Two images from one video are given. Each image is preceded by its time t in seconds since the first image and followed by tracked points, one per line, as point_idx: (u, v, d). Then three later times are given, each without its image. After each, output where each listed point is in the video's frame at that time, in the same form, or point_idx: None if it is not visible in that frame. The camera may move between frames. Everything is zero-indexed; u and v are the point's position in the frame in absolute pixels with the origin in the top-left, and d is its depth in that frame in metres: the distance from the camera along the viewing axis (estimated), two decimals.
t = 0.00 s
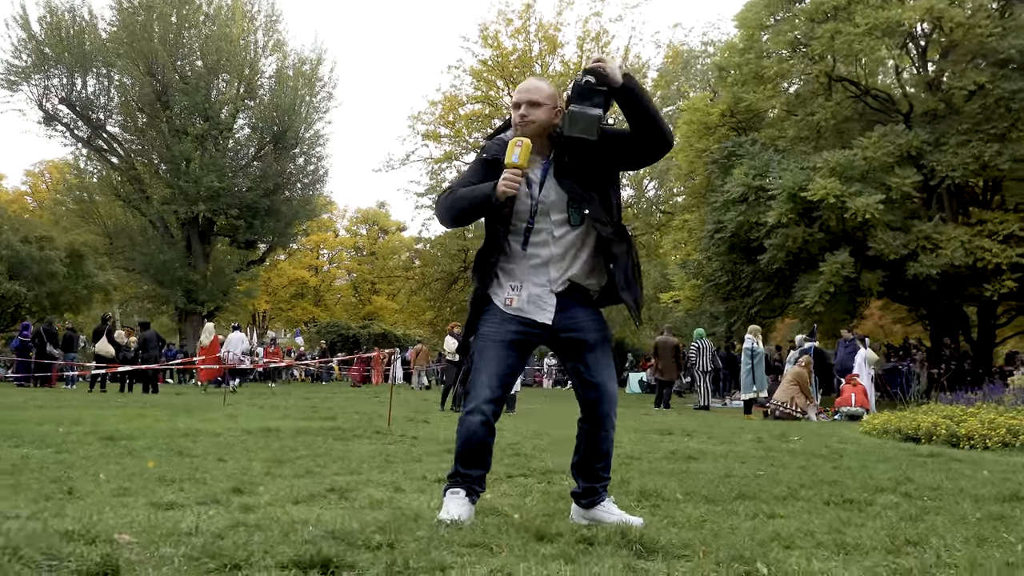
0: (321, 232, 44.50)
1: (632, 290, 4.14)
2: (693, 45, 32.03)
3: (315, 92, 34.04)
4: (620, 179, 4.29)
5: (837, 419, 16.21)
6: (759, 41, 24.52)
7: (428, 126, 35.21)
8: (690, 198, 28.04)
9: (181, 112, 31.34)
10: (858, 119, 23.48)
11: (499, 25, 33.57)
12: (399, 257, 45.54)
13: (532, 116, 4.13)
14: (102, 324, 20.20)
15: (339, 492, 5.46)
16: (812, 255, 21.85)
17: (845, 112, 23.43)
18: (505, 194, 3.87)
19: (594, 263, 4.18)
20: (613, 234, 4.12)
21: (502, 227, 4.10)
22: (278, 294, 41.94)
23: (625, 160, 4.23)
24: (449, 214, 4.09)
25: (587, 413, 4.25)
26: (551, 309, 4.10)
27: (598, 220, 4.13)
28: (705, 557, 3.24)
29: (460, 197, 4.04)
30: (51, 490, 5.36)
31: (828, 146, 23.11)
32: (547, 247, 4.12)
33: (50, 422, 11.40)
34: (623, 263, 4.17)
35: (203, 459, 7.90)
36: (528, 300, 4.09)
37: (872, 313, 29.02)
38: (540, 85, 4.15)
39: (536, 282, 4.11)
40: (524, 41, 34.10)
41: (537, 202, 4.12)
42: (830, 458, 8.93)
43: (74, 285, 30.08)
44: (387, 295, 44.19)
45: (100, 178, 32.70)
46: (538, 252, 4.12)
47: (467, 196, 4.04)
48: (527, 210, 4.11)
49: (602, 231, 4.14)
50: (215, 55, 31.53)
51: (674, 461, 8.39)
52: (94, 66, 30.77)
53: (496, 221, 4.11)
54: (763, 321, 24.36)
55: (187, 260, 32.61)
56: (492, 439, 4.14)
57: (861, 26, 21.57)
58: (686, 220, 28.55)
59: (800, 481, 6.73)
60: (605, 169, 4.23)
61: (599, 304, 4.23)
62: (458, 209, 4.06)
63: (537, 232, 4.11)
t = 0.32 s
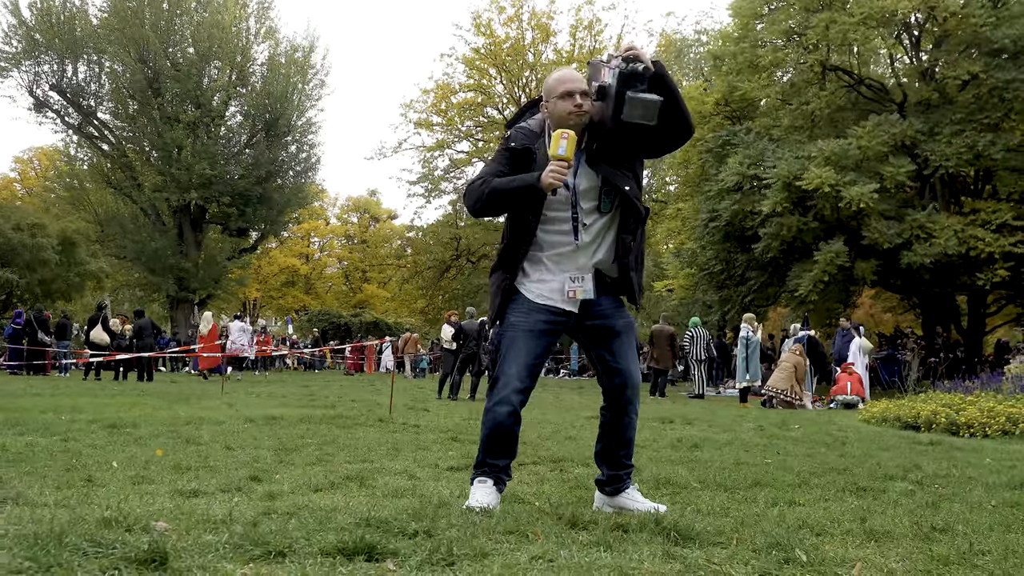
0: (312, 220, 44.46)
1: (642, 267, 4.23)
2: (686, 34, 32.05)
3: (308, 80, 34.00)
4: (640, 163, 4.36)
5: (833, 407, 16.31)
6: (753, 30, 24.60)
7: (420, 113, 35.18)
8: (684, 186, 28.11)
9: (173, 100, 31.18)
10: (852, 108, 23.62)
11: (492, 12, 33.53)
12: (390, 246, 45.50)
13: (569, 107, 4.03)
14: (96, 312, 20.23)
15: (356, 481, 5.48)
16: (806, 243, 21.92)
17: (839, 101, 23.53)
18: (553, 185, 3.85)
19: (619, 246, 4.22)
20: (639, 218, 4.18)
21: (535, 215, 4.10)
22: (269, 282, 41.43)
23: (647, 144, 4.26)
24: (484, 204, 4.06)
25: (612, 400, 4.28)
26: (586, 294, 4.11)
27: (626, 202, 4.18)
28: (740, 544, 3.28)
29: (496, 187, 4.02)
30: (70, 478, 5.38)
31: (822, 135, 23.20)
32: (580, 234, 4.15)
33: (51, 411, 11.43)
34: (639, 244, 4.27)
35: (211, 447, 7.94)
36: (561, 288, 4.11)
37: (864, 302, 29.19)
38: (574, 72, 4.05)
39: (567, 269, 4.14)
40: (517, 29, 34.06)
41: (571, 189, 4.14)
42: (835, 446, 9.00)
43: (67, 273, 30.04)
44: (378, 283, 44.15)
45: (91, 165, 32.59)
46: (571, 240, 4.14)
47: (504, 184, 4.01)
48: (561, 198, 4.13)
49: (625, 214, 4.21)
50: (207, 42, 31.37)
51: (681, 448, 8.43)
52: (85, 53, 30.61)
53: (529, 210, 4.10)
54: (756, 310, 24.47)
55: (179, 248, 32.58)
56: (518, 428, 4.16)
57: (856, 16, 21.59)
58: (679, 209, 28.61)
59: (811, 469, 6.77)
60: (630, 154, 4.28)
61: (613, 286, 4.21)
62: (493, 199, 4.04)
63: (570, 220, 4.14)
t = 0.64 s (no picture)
0: (298, 210, 44.35)
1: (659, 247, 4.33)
2: (674, 26, 32.06)
3: (295, 70, 33.86)
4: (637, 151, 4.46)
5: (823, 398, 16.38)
6: (742, 22, 24.69)
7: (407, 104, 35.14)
8: (672, 178, 28.17)
9: (159, 88, 30.99)
10: (840, 102, 23.74)
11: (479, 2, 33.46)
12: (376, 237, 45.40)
13: (606, 95, 4.04)
14: (84, 303, 20.14)
15: (365, 472, 5.47)
16: (796, 236, 21.97)
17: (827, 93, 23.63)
18: (610, 170, 3.82)
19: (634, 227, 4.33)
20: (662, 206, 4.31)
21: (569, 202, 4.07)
22: (253, 273, 41.89)
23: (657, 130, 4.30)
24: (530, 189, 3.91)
25: (623, 390, 4.29)
26: (606, 281, 4.18)
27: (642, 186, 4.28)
28: (768, 534, 3.30)
29: (546, 172, 3.87)
30: (77, 469, 5.35)
31: (811, 127, 23.29)
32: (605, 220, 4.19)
33: (44, 402, 11.37)
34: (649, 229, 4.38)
35: (210, 438, 7.92)
36: (588, 274, 4.14)
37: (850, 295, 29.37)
38: (602, 58, 4.09)
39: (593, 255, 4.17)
40: (505, 20, 33.98)
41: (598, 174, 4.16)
42: (832, 437, 9.03)
43: (52, 263, 29.94)
44: (364, 274, 44.09)
45: (75, 154, 32.37)
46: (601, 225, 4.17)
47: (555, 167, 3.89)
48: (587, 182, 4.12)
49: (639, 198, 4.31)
50: (193, 31, 31.28)
51: (681, 440, 8.45)
52: (70, 41, 30.39)
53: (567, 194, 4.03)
54: (745, 302, 24.56)
55: (165, 238, 32.44)
56: (536, 420, 4.21)
57: (846, 9, 21.61)
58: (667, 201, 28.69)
59: (813, 460, 6.80)
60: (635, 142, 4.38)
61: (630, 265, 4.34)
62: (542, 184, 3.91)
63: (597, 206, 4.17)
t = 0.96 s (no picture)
0: (278, 202, 44.16)
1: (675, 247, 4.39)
2: (658, 20, 32.12)
3: (277, 62, 33.71)
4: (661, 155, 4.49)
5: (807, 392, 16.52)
6: (726, 17, 24.75)
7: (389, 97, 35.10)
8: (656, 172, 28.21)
9: (139, 79, 30.79)
10: (823, 97, 23.87)
11: None
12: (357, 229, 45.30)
13: (617, 81, 4.12)
14: (66, 296, 19.99)
15: (371, 467, 5.46)
16: (779, 230, 22.07)
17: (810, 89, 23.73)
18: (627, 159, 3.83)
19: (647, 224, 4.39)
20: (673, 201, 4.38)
21: (587, 196, 4.08)
22: (234, 265, 41.61)
23: (680, 132, 4.34)
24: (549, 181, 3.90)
25: (637, 385, 4.32)
26: (621, 275, 4.20)
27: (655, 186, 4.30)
28: (792, 530, 3.34)
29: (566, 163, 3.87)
30: (81, 463, 5.31)
31: (795, 123, 23.41)
32: (619, 216, 4.21)
33: (32, 395, 11.29)
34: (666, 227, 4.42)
35: (206, 432, 7.88)
36: (603, 271, 4.15)
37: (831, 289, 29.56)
38: (616, 54, 4.15)
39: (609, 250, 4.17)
40: (488, 12, 33.97)
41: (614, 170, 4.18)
42: (825, 431, 9.10)
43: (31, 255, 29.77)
44: (345, 267, 43.98)
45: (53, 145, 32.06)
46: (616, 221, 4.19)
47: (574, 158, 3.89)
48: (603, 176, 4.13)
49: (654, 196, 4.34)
50: (175, 21, 31.07)
51: (676, 434, 8.46)
52: (50, 31, 30.12)
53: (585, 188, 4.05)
54: (729, 296, 24.67)
55: (145, 230, 32.23)
56: (551, 416, 4.24)
57: (829, 5, 21.73)
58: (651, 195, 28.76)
59: (812, 455, 6.83)
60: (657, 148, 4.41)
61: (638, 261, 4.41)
62: (561, 175, 3.90)
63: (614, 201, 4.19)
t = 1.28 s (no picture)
0: (251, 200, 43.93)
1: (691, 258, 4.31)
2: (635, 20, 32.30)
3: (253, 58, 33.62)
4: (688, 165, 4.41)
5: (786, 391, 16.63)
6: (705, 18, 24.86)
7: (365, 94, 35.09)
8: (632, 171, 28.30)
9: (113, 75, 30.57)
10: (800, 98, 24.02)
11: None
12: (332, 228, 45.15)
13: (601, 83, 4.23)
14: (40, 294, 19.78)
15: (370, 468, 5.43)
16: (756, 230, 22.19)
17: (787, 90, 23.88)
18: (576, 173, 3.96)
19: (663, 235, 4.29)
20: (687, 210, 4.24)
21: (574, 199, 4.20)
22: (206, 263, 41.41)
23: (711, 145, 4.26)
24: (524, 191, 4.19)
25: (654, 388, 4.32)
26: (629, 279, 4.21)
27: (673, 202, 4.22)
28: (809, 529, 3.36)
29: (531, 176, 4.15)
30: (78, 464, 5.25)
31: (772, 124, 23.56)
32: (623, 218, 4.22)
33: (10, 395, 11.16)
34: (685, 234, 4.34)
35: (194, 432, 7.82)
36: (602, 273, 4.16)
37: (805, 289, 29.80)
38: (608, 56, 4.26)
39: (607, 251, 4.19)
40: (465, 11, 34.01)
41: (613, 172, 4.21)
42: (810, 429, 9.15)
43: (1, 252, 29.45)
44: (319, 265, 43.86)
45: (24, 140, 31.76)
46: (613, 223, 4.21)
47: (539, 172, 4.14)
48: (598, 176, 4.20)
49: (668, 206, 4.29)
50: (149, 16, 30.89)
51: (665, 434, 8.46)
52: (21, 25, 29.82)
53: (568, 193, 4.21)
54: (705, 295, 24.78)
55: (117, 228, 32.02)
56: (560, 416, 4.19)
57: (807, 7, 21.90)
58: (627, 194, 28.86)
59: (804, 454, 6.86)
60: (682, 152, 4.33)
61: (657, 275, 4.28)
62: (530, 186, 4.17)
63: (613, 204, 4.22)
